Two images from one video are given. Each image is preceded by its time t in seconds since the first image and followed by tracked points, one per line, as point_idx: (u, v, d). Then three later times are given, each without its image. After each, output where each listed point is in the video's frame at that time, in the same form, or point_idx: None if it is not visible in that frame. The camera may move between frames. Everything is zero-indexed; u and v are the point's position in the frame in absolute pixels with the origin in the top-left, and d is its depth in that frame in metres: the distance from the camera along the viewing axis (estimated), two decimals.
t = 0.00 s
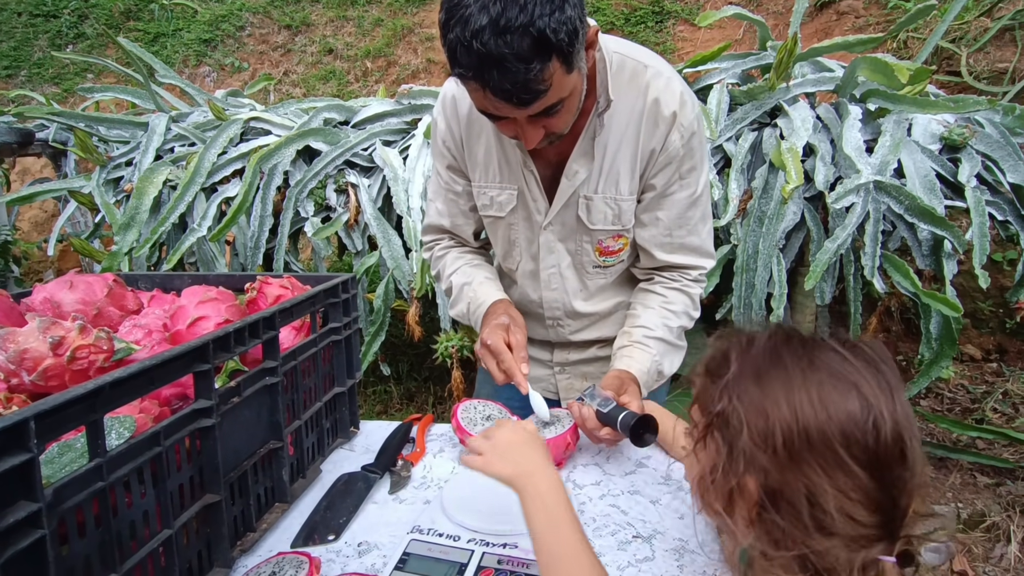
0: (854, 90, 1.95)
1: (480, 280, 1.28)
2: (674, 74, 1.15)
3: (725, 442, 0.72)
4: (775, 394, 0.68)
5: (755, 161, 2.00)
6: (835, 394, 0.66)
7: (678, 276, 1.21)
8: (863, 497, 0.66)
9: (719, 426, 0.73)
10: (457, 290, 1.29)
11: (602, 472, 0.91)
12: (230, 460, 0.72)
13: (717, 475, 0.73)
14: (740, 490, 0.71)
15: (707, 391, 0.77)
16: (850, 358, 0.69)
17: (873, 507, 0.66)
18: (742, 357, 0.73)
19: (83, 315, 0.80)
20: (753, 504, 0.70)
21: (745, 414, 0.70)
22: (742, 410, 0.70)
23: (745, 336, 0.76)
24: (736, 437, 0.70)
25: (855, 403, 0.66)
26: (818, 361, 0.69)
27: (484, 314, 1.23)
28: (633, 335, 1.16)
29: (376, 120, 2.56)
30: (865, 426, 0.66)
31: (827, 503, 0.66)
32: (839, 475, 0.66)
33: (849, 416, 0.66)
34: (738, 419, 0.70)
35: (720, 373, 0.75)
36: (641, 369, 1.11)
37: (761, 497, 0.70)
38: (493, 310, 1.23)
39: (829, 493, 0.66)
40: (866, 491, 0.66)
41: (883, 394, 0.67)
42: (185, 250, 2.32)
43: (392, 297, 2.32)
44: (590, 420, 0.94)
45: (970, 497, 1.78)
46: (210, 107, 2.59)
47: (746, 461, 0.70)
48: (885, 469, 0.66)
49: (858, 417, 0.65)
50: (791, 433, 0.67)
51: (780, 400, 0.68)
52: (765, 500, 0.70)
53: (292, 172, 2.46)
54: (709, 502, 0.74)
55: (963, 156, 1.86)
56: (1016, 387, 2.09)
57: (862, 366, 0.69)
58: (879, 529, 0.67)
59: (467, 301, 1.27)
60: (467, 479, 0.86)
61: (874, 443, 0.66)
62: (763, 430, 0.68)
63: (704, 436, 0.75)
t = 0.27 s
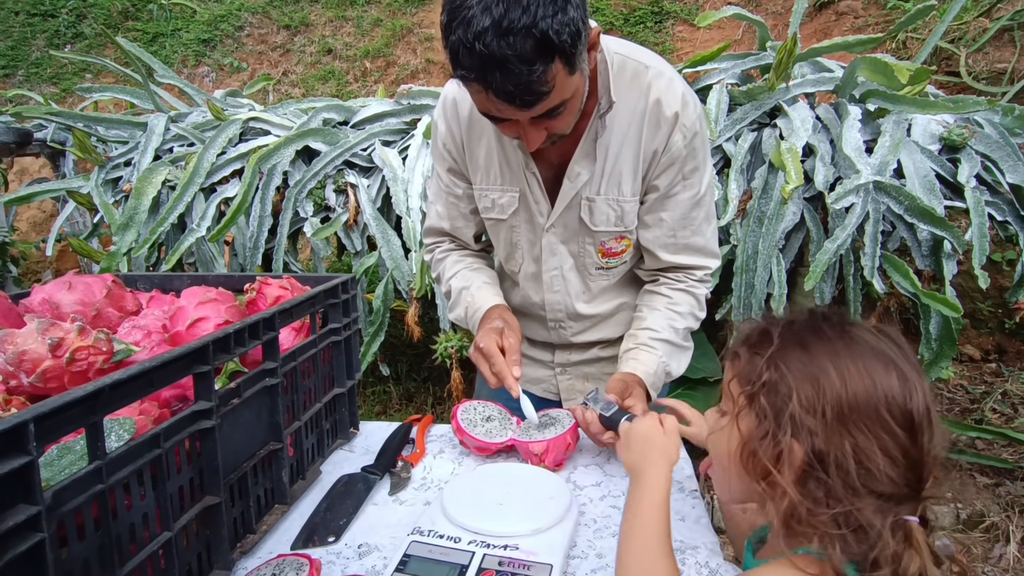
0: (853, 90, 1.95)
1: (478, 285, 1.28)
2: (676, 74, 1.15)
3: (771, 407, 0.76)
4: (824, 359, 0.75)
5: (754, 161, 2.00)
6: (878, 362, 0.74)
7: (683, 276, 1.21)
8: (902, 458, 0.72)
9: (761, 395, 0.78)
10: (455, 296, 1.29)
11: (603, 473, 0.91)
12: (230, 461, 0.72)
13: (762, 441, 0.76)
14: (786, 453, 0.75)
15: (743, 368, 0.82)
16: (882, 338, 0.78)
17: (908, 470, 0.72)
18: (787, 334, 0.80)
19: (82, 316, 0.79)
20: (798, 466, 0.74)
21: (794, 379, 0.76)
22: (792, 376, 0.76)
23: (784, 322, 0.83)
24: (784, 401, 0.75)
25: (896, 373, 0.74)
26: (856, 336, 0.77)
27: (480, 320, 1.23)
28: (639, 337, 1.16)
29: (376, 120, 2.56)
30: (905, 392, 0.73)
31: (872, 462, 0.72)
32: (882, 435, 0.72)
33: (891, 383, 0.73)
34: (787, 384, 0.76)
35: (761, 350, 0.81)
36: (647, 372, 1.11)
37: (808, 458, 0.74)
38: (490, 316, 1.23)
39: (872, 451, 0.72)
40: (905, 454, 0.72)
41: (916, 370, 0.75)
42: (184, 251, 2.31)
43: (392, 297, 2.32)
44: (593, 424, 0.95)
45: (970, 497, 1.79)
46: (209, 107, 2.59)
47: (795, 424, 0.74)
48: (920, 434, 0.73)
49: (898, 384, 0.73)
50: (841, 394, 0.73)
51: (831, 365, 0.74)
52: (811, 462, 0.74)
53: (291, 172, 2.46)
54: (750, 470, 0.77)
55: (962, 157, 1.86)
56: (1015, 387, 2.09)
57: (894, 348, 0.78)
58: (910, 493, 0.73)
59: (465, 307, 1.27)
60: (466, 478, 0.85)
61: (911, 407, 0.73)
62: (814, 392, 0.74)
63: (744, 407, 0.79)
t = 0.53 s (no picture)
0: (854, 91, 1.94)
1: (478, 292, 1.27)
2: (677, 76, 1.14)
3: (801, 390, 0.82)
4: (844, 347, 0.83)
5: (755, 162, 1.99)
6: (886, 350, 0.84)
7: (684, 278, 1.20)
8: (912, 433, 0.82)
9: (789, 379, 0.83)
10: (456, 303, 1.29)
11: (603, 476, 0.91)
12: (227, 465, 0.71)
13: (794, 422, 0.81)
14: (819, 432, 0.80)
15: (761, 356, 0.87)
16: (878, 331, 0.89)
17: (915, 444, 0.83)
18: (802, 325, 0.88)
19: (78, 319, 0.79)
20: (829, 444, 0.80)
21: (821, 364, 0.83)
22: (819, 361, 0.83)
23: (792, 317, 0.91)
24: (814, 384, 0.82)
25: (901, 360, 0.85)
26: (862, 328, 0.87)
27: (481, 328, 1.23)
28: (639, 338, 1.15)
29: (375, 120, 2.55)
30: (908, 375, 0.84)
31: (891, 437, 0.81)
32: (896, 414, 0.82)
33: (900, 368, 0.84)
34: (815, 368, 0.82)
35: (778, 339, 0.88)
36: (646, 373, 1.11)
37: (838, 437, 0.80)
38: (490, 324, 1.22)
39: (892, 427, 0.81)
40: (913, 430, 0.83)
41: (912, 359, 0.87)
42: (184, 251, 2.31)
43: (391, 299, 2.31)
44: (592, 425, 0.94)
45: (970, 499, 1.78)
46: (208, 108, 2.58)
47: (827, 405, 0.81)
48: (920, 413, 0.84)
49: (904, 367, 0.84)
50: (864, 377, 0.82)
51: (852, 351, 0.83)
52: (841, 440, 0.81)
53: (290, 173, 2.45)
54: (780, 451, 0.82)
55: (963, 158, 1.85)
56: (1016, 388, 2.09)
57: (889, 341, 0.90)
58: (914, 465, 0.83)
59: (466, 313, 1.27)
60: (466, 482, 0.85)
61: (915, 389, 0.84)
62: (841, 375, 0.82)
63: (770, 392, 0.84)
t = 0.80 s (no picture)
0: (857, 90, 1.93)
1: (477, 299, 1.25)
2: (680, 75, 1.12)
3: (820, 382, 0.87)
4: (853, 340, 0.90)
5: (757, 162, 1.97)
6: (887, 343, 0.92)
7: (688, 281, 1.18)
8: (913, 417, 0.90)
9: (807, 372, 0.88)
10: (455, 310, 1.27)
11: (604, 485, 0.89)
12: (216, 475, 0.69)
13: (816, 413, 0.86)
14: (841, 420, 0.86)
15: (775, 352, 0.91)
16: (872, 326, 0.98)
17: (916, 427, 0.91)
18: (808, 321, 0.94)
19: (62, 326, 0.77)
20: (849, 432, 0.86)
21: (834, 357, 0.89)
22: (832, 354, 0.89)
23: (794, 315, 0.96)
24: (832, 376, 0.87)
25: (899, 351, 0.93)
26: (861, 323, 0.95)
27: (480, 335, 1.21)
28: (641, 342, 1.13)
29: (373, 121, 2.53)
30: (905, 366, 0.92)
31: (898, 422, 0.89)
32: (901, 400, 0.90)
33: (900, 359, 0.92)
34: (831, 361, 0.88)
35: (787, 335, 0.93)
36: (648, 378, 1.09)
37: (856, 425, 0.86)
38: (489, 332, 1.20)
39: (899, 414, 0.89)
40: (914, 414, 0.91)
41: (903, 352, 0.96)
42: (180, 253, 2.28)
43: (389, 300, 2.29)
44: (590, 434, 0.91)
45: (974, 502, 1.75)
46: (205, 108, 2.56)
47: (845, 396, 0.87)
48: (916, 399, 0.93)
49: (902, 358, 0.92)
50: (873, 368, 0.89)
51: (860, 345, 0.90)
52: (859, 427, 0.87)
53: (288, 173, 2.43)
54: (803, 441, 0.86)
55: (967, 158, 1.83)
56: (1020, 390, 2.07)
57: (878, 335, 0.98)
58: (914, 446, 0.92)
59: (465, 320, 1.24)
60: (464, 491, 0.82)
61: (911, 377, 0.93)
62: (853, 367, 0.88)
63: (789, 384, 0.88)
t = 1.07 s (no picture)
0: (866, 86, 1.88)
1: (475, 301, 1.21)
2: (687, 66, 1.08)
3: (838, 385, 0.86)
4: (864, 338, 0.90)
5: (763, 159, 1.93)
6: (894, 338, 0.93)
7: (696, 282, 1.14)
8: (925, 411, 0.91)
9: (823, 374, 0.87)
10: (452, 312, 1.23)
11: (607, 496, 0.85)
12: (195, 488, 0.65)
13: (839, 416, 0.84)
14: (864, 421, 0.85)
15: (787, 357, 0.89)
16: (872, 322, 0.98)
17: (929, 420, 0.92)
18: (814, 322, 0.93)
19: (33, 330, 0.73)
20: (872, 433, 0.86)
21: (848, 357, 0.88)
22: (846, 354, 0.88)
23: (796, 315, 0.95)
24: (848, 377, 0.87)
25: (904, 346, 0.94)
26: (866, 319, 0.95)
27: (478, 339, 1.17)
28: (647, 346, 1.10)
29: (372, 119, 2.49)
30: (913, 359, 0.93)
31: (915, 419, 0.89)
32: (915, 394, 0.90)
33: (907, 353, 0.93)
34: (846, 362, 0.88)
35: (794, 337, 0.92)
36: (654, 384, 1.05)
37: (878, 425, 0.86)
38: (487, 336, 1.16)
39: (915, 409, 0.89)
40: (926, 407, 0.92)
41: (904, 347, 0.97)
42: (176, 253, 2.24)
43: (388, 301, 2.25)
44: (593, 442, 0.88)
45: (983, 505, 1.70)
46: (202, 106, 2.52)
47: (865, 397, 0.86)
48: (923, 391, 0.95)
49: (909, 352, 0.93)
50: (887, 366, 0.89)
51: (870, 342, 0.90)
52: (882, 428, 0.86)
53: (286, 172, 2.39)
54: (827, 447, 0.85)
55: (978, 155, 1.79)
56: None
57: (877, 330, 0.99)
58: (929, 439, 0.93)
59: (462, 323, 1.20)
60: (460, 502, 0.78)
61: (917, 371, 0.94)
62: (868, 365, 0.88)
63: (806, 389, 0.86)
